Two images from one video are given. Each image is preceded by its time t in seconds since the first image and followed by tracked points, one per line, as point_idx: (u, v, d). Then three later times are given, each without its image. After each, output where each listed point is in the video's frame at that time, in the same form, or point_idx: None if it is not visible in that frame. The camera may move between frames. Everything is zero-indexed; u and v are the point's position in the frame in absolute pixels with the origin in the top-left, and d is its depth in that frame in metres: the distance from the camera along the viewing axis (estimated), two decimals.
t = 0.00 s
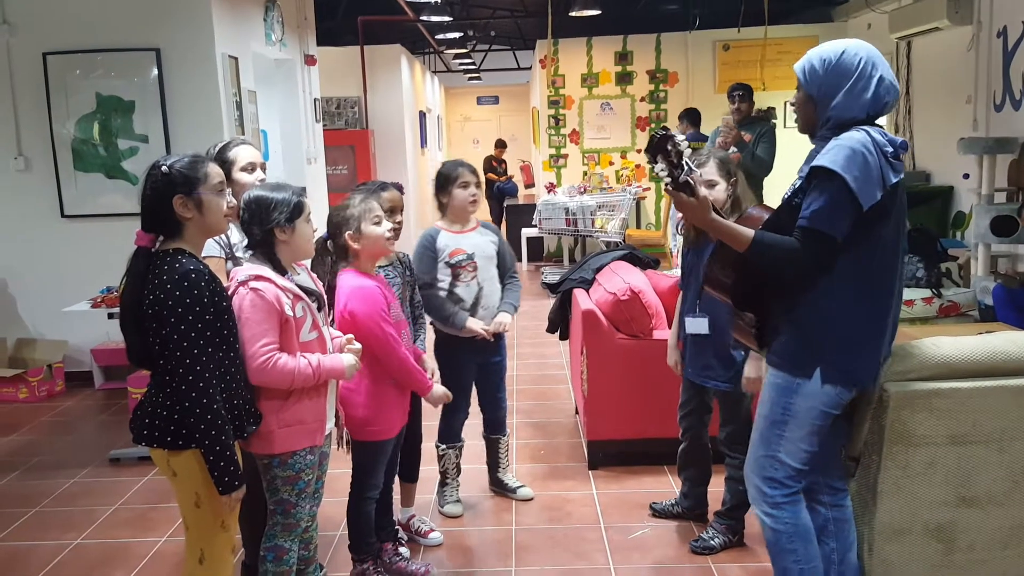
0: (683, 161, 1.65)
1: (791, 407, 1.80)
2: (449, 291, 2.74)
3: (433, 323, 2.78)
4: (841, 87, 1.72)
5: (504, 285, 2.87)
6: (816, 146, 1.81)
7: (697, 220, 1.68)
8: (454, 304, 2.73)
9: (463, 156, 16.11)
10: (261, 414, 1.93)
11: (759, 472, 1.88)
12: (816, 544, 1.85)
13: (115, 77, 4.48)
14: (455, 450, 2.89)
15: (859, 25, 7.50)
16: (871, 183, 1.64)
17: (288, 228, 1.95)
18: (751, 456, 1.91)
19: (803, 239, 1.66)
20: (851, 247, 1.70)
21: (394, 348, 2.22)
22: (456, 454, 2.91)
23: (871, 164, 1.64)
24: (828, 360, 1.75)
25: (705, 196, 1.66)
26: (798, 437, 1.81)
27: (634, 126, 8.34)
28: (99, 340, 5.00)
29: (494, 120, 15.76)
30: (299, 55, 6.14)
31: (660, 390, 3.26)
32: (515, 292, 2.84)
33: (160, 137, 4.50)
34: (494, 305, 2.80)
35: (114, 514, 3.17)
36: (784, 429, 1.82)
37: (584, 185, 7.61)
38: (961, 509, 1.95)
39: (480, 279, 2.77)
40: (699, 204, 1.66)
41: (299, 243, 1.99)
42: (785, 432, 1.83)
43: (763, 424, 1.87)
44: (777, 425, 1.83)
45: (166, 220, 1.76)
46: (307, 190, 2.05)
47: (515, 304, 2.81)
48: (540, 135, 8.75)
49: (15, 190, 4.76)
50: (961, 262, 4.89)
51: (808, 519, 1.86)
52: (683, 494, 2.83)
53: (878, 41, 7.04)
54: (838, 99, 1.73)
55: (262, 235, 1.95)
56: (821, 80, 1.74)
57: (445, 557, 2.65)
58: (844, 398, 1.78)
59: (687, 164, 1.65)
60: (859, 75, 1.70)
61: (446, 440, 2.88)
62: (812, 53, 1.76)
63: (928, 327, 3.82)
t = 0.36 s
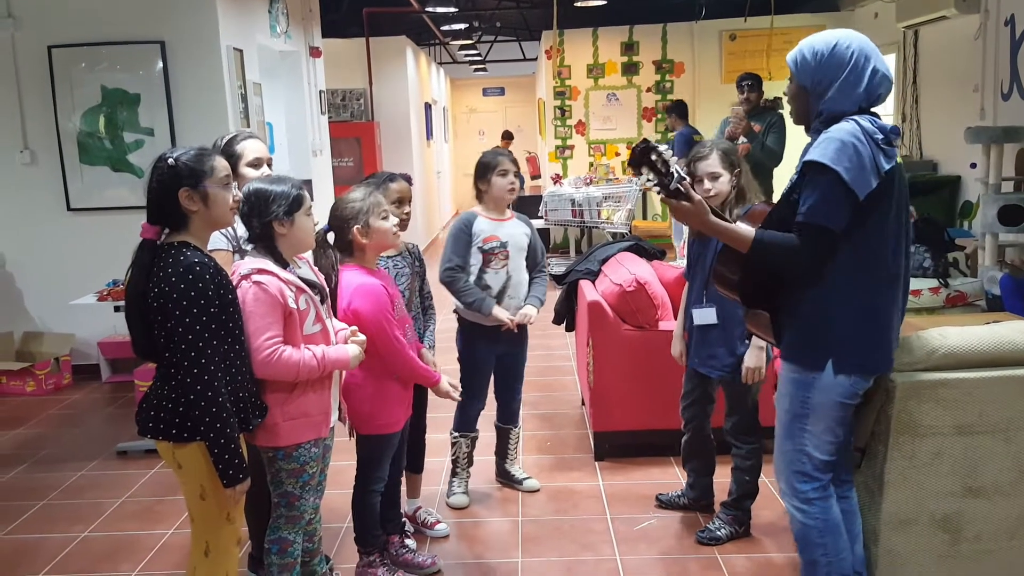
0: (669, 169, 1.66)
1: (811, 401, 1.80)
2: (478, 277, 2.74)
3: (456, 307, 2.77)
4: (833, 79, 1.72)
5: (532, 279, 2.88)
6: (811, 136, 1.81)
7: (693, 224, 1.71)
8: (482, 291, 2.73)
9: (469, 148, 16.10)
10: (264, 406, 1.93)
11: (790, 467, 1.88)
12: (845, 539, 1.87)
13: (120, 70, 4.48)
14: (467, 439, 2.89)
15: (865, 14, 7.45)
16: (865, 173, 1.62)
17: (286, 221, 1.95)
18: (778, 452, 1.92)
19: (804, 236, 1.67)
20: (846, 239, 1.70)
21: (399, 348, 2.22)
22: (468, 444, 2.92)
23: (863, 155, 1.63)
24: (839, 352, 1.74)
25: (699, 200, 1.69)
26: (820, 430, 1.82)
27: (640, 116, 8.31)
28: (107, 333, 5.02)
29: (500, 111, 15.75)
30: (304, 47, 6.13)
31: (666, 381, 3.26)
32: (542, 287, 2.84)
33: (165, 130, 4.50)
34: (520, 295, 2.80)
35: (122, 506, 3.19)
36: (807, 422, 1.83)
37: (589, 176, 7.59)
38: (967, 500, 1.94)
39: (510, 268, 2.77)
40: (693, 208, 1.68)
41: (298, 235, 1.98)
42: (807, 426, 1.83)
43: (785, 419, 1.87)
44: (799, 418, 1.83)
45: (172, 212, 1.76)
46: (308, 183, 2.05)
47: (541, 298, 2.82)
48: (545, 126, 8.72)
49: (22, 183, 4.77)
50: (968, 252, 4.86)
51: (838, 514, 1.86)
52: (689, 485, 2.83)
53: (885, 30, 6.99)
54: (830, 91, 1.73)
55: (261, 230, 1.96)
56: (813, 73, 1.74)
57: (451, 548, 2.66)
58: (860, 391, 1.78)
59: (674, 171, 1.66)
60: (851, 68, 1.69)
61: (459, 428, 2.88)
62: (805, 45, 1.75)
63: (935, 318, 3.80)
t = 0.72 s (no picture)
0: (668, 209, 1.67)
1: (815, 402, 1.80)
2: (472, 270, 2.74)
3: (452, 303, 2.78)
4: (795, 93, 1.72)
5: (528, 271, 2.86)
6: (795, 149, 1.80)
7: (700, 257, 1.72)
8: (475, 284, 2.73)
9: (469, 141, 16.08)
10: (262, 402, 1.92)
11: (787, 467, 1.87)
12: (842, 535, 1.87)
13: (116, 64, 4.47)
14: (466, 434, 2.91)
15: (865, 7, 7.43)
16: (861, 181, 1.62)
17: (281, 215, 1.95)
18: (775, 451, 1.91)
19: (804, 254, 1.66)
20: (851, 245, 1.69)
21: (382, 343, 2.22)
22: (467, 439, 2.93)
23: (855, 164, 1.62)
24: (850, 358, 1.75)
25: (699, 232, 1.69)
26: (821, 433, 1.82)
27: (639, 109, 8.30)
28: (105, 328, 5.02)
29: (499, 104, 15.73)
30: (302, 40, 6.11)
31: (665, 375, 3.26)
32: (539, 278, 2.82)
33: (162, 124, 4.49)
34: (516, 288, 2.78)
35: (121, 501, 3.19)
36: (808, 425, 1.82)
37: (588, 170, 7.58)
38: (965, 491, 1.95)
39: (503, 261, 2.76)
40: (696, 241, 1.69)
41: (293, 230, 1.98)
42: (808, 428, 1.83)
43: (786, 420, 1.87)
44: (801, 420, 1.83)
45: (166, 207, 1.75)
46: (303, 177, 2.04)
47: (538, 289, 2.80)
48: (545, 120, 8.72)
49: (20, 178, 4.76)
50: (967, 244, 4.86)
51: (831, 511, 1.87)
52: (687, 478, 2.83)
53: (883, 22, 6.97)
54: (798, 103, 1.73)
55: (255, 223, 1.96)
56: (775, 90, 1.74)
57: (450, 542, 2.66)
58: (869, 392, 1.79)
59: (673, 210, 1.68)
60: (809, 77, 1.69)
61: (459, 423, 2.90)
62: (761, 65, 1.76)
63: (934, 310, 3.80)
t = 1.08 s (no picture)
0: (666, 213, 1.71)
1: (804, 406, 1.80)
2: (439, 273, 2.73)
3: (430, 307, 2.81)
4: (792, 93, 1.72)
5: (499, 267, 2.85)
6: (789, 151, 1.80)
7: (694, 261, 1.73)
8: (443, 286, 2.73)
9: (463, 139, 16.05)
10: (254, 399, 1.92)
11: (776, 470, 1.87)
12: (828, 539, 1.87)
13: (110, 58, 4.44)
14: (454, 435, 2.91)
15: (859, 8, 7.44)
16: (858, 186, 1.63)
17: (275, 212, 1.94)
18: (764, 453, 1.91)
19: (801, 258, 1.67)
20: (848, 250, 1.69)
21: (364, 341, 2.20)
22: (455, 439, 2.93)
23: (852, 169, 1.63)
24: (839, 363, 1.75)
25: (695, 235, 1.71)
26: (812, 433, 1.81)
27: (633, 108, 8.30)
28: (96, 323, 4.99)
29: (494, 102, 15.71)
30: (297, 36, 6.09)
31: (658, 374, 3.26)
32: (509, 275, 2.81)
33: (156, 119, 4.47)
34: (486, 287, 2.77)
35: (111, 498, 3.17)
36: (798, 427, 1.82)
37: (582, 169, 7.57)
38: (956, 492, 1.95)
39: (470, 261, 2.75)
40: (690, 245, 1.71)
41: (288, 227, 1.97)
42: (798, 430, 1.83)
43: (776, 422, 1.86)
44: (791, 423, 1.83)
45: (158, 204, 1.74)
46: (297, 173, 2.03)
47: (508, 287, 2.79)
48: (539, 118, 8.71)
49: (11, 172, 4.73)
50: (959, 245, 4.87)
51: (820, 514, 1.87)
52: (680, 477, 2.84)
53: (877, 24, 6.98)
54: (794, 104, 1.73)
55: (249, 219, 1.95)
56: (772, 90, 1.74)
57: (442, 541, 2.66)
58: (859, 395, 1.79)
59: (671, 213, 1.71)
60: (807, 76, 1.69)
61: (443, 425, 2.90)
62: (757, 65, 1.76)
63: (925, 311, 3.82)
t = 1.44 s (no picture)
0: (654, 183, 1.63)
1: (799, 408, 1.80)
2: (424, 278, 2.73)
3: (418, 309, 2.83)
4: (810, 83, 1.72)
5: (483, 267, 2.85)
6: (793, 141, 1.80)
7: (676, 237, 1.68)
8: (430, 290, 2.74)
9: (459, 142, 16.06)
10: (248, 399, 1.91)
11: (784, 474, 1.86)
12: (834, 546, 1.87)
13: (107, 58, 4.43)
14: (446, 437, 2.90)
15: (854, 15, 7.47)
16: (855, 183, 1.63)
17: (270, 212, 1.94)
18: (770, 461, 1.91)
19: (790, 247, 1.66)
20: (836, 251, 1.70)
21: (363, 339, 2.20)
22: (447, 441, 2.92)
23: (852, 163, 1.64)
24: (827, 362, 1.75)
25: (681, 211, 1.66)
26: (812, 435, 1.81)
27: (629, 113, 8.31)
28: (90, 323, 4.97)
29: (490, 106, 15.72)
30: (294, 38, 6.09)
31: (652, 378, 3.26)
32: (494, 275, 2.82)
33: (152, 119, 4.46)
34: (471, 288, 2.78)
35: (103, 498, 3.16)
36: (798, 429, 1.82)
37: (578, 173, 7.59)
38: (949, 499, 1.96)
39: (454, 264, 2.75)
40: (676, 220, 1.66)
41: (284, 226, 1.97)
42: (798, 432, 1.83)
43: (775, 425, 1.87)
44: (790, 426, 1.83)
45: (155, 204, 1.74)
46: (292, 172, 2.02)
47: (493, 287, 2.80)
48: (535, 122, 8.72)
49: (6, 170, 4.71)
50: (953, 253, 4.89)
51: (828, 521, 1.86)
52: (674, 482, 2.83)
53: (872, 31, 7.01)
54: (811, 94, 1.72)
55: (245, 220, 1.95)
56: (791, 77, 1.73)
57: (435, 543, 2.66)
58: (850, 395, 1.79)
59: (659, 184, 1.63)
60: (828, 68, 1.69)
61: (436, 427, 2.89)
62: (779, 49, 1.73)
63: (919, 317, 3.83)
